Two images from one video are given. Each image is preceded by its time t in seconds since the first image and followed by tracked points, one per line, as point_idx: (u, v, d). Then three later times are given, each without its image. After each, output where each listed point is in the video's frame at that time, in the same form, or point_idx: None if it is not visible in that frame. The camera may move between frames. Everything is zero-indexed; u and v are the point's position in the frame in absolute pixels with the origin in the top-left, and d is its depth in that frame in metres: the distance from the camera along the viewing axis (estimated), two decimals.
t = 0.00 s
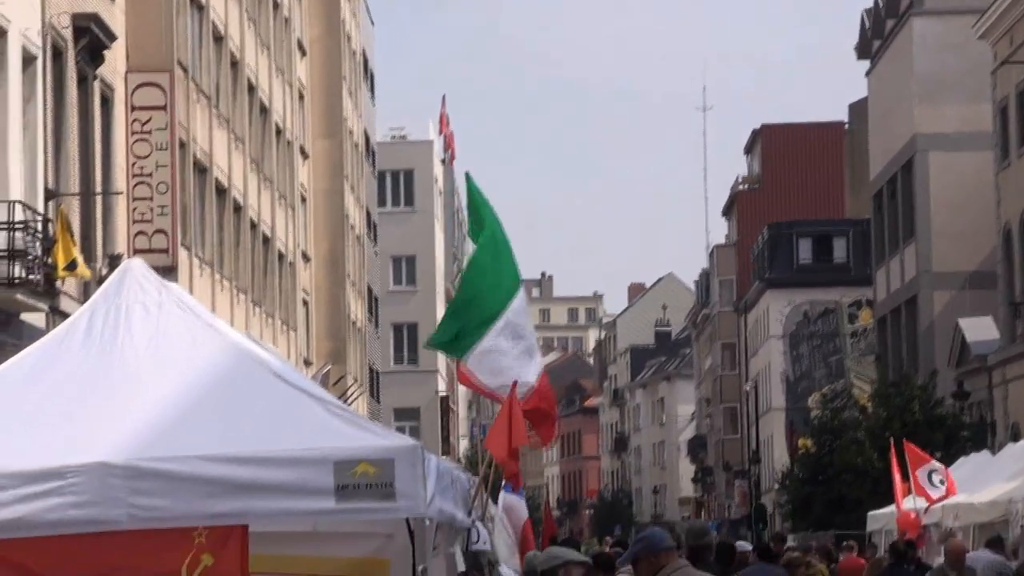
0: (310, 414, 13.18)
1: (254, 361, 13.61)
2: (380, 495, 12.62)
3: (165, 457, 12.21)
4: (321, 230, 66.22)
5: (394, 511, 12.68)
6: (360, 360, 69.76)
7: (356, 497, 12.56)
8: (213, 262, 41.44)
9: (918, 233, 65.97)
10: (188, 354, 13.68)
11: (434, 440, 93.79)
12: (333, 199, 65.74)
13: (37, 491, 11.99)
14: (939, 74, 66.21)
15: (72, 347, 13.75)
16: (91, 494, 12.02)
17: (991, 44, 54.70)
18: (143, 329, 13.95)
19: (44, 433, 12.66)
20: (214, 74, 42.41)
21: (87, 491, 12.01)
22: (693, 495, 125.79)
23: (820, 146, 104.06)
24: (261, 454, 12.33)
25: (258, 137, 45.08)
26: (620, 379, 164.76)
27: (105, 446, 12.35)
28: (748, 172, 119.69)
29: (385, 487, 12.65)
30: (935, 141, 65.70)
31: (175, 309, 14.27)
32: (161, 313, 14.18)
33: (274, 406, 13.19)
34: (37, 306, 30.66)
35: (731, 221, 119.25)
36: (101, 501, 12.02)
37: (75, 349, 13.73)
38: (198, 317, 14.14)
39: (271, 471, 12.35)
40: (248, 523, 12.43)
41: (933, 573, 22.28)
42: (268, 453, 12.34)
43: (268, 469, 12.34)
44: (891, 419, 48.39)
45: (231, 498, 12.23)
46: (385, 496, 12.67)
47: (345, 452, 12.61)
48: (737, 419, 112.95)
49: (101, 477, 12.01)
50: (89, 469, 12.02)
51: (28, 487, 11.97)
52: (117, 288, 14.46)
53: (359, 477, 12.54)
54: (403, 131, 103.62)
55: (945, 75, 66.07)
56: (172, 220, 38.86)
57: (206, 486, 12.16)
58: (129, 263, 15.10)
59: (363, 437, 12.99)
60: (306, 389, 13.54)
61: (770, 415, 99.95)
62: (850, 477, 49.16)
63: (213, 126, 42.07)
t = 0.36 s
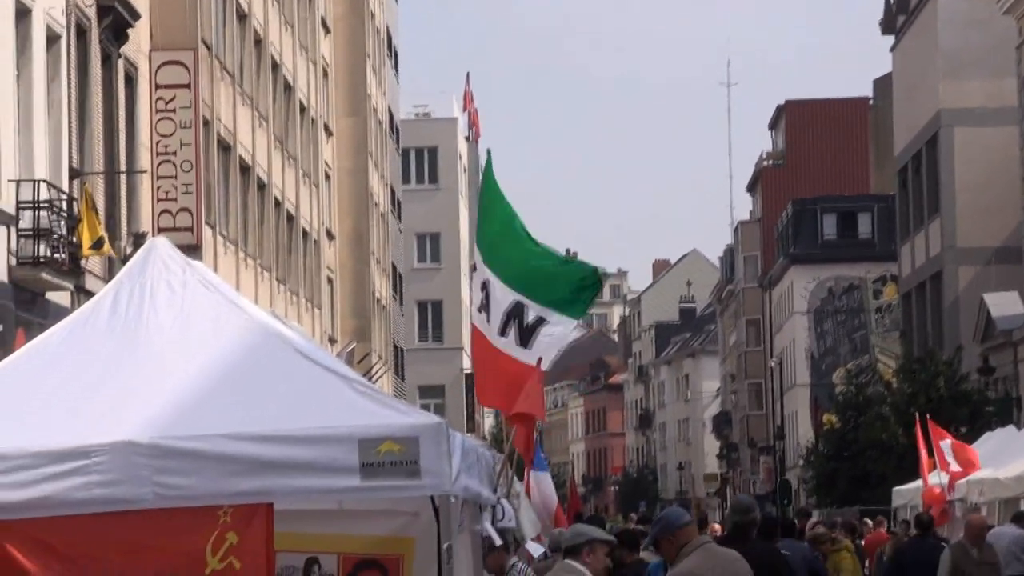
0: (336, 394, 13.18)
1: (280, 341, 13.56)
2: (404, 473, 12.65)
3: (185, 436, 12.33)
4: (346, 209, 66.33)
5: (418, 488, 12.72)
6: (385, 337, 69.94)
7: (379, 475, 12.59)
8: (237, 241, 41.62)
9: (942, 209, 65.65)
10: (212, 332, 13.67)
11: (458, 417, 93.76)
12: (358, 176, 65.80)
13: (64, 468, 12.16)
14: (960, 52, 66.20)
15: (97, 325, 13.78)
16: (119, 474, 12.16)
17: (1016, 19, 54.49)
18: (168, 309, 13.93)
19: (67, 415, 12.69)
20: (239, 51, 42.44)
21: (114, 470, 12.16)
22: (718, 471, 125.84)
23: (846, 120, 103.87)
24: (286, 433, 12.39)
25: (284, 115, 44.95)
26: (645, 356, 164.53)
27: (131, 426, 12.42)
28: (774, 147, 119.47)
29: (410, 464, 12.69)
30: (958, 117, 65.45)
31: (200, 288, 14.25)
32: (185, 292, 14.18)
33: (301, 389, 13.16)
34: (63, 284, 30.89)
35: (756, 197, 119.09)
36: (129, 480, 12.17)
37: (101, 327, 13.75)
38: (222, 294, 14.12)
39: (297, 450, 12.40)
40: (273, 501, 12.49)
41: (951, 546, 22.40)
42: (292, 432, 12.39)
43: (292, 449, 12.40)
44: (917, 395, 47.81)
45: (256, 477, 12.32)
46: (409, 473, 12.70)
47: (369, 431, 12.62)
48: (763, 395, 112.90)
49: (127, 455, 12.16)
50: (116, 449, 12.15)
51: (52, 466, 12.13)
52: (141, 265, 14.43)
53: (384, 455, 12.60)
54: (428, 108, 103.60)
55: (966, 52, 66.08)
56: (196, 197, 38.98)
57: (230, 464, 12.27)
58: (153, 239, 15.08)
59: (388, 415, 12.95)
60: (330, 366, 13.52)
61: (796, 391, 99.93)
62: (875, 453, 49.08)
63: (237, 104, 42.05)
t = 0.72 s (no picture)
0: (346, 383, 13.17)
1: (290, 331, 13.57)
2: (414, 462, 12.64)
3: (196, 424, 12.30)
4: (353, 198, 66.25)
5: (427, 478, 12.69)
6: (394, 326, 69.94)
7: (388, 465, 12.58)
8: (245, 230, 41.56)
9: (951, 196, 65.62)
10: (219, 322, 13.68)
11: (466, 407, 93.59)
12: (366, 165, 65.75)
13: (75, 457, 12.12)
14: (971, 38, 65.93)
15: (107, 316, 13.80)
16: (128, 464, 12.13)
17: None
18: (178, 298, 13.94)
19: (77, 402, 12.70)
20: (246, 41, 42.31)
21: (124, 460, 12.13)
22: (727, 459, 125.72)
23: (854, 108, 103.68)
24: (296, 422, 12.37)
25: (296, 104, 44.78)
26: (654, 344, 164.38)
27: (140, 416, 12.40)
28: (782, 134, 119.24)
29: (419, 454, 12.66)
30: (968, 104, 65.36)
31: (209, 277, 14.26)
32: (193, 280, 14.19)
33: (312, 378, 13.16)
34: (70, 275, 30.89)
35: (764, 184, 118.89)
36: (137, 471, 12.13)
37: (109, 318, 13.78)
38: (228, 284, 14.12)
39: (307, 439, 12.40)
40: (282, 491, 12.48)
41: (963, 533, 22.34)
42: (301, 422, 12.38)
43: (303, 438, 12.39)
44: (926, 383, 47.76)
45: (267, 467, 12.31)
46: (418, 463, 12.68)
47: (378, 420, 12.60)
48: (772, 383, 112.76)
49: (138, 445, 12.12)
50: (126, 437, 12.13)
51: (62, 457, 12.10)
52: (149, 257, 14.46)
53: (394, 444, 12.58)
54: (436, 97, 103.42)
55: (977, 38, 65.81)
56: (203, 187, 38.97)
57: (241, 453, 12.25)
58: (162, 229, 15.10)
59: (394, 405, 12.93)
60: (337, 355, 13.51)
61: (806, 379, 99.80)
62: (884, 441, 49.04)
63: (244, 93, 41.96)
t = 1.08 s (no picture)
0: (338, 381, 13.08)
1: (284, 329, 13.48)
2: (407, 462, 12.61)
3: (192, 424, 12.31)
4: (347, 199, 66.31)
5: (422, 477, 12.67)
6: (388, 326, 70.04)
7: (382, 464, 12.56)
8: (239, 230, 41.55)
9: (946, 195, 65.62)
10: (214, 321, 13.56)
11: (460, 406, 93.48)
12: (360, 163, 65.71)
13: (67, 457, 12.16)
14: (967, 36, 65.89)
15: (100, 315, 13.68)
16: (122, 464, 12.16)
17: None
18: (171, 296, 13.85)
19: (72, 402, 12.68)
20: (240, 39, 42.16)
21: (118, 460, 12.16)
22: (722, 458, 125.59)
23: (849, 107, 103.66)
24: (290, 423, 12.37)
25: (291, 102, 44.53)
26: (649, 343, 164.27)
27: (133, 416, 12.38)
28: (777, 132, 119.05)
29: (413, 452, 12.65)
30: (962, 102, 65.36)
31: (204, 276, 14.15)
32: (188, 279, 14.05)
33: (305, 378, 13.05)
34: (63, 275, 30.76)
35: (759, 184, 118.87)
36: (130, 470, 12.16)
37: (102, 317, 13.66)
38: (223, 284, 13.99)
39: (302, 438, 12.39)
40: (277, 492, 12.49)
41: (954, 538, 21.70)
42: (295, 422, 12.37)
43: (297, 438, 12.38)
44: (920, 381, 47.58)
45: (264, 465, 12.32)
46: (412, 463, 12.66)
47: (373, 420, 12.57)
48: (767, 381, 112.65)
49: (130, 445, 12.14)
50: (121, 438, 12.16)
51: (57, 454, 12.12)
52: (142, 255, 14.30)
53: (388, 443, 12.57)
54: (430, 95, 103.23)
55: (973, 37, 65.76)
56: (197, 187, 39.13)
57: (237, 453, 12.27)
58: (155, 226, 14.95)
59: (389, 404, 12.89)
60: (333, 355, 13.42)
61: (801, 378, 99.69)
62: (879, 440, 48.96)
63: (238, 92, 41.86)
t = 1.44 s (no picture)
0: (323, 404, 11.93)
1: (265, 347, 12.33)
2: (396, 488, 11.60)
3: (170, 452, 11.18)
4: (332, 207, 64.06)
5: (410, 504, 11.66)
6: (375, 342, 67.62)
7: (368, 491, 11.52)
8: (217, 242, 39.15)
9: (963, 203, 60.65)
10: (191, 339, 12.36)
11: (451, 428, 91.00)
12: (346, 172, 63.57)
13: (35, 482, 11.07)
14: (984, 36, 61.19)
15: (67, 332, 12.45)
16: (92, 491, 11.08)
17: None
18: (143, 310, 12.61)
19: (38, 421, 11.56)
20: (218, 42, 39.78)
21: (87, 487, 11.08)
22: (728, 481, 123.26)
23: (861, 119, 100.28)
24: (273, 446, 11.34)
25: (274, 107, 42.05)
26: (650, 362, 161.86)
27: (101, 438, 11.28)
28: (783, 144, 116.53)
29: (402, 478, 11.63)
30: (980, 106, 60.45)
31: (179, 291, 12.91)
32: (163, 295, 12.82)
33: (288, 404, 11.88)
34: (30, 290, 28.63)
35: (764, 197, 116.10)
36: (101, 498, 11.09)
37: (69, 333, 12.43)
38: (202, 299, 12.79)
39: (286, 464, 11.35)
40: (255, 521, 11.44)
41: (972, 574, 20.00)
42: (278, 446, 11.34)
43: (278, 463, 11.34)
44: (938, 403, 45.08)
45: (245, 488, 11.27)
46: (401, 488, 11.64)
47: (358, 445, 11.53)
48: (774, 402, 110.65)
49: (103, 469, 11.07)
50: (89, 462, 11.07)
51: (25, 479, 11.05)
52: (116, 269, 13.06)
53: (375, 468, 11.54)
54: (421, 102, 100.84)
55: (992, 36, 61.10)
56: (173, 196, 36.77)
57: (212, 478, 11.20)
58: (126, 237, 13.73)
59: (379, 425, 11.86)
60: (317, 376, 12.29)
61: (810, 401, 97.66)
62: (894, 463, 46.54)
63: (216, 96, 39.50)
